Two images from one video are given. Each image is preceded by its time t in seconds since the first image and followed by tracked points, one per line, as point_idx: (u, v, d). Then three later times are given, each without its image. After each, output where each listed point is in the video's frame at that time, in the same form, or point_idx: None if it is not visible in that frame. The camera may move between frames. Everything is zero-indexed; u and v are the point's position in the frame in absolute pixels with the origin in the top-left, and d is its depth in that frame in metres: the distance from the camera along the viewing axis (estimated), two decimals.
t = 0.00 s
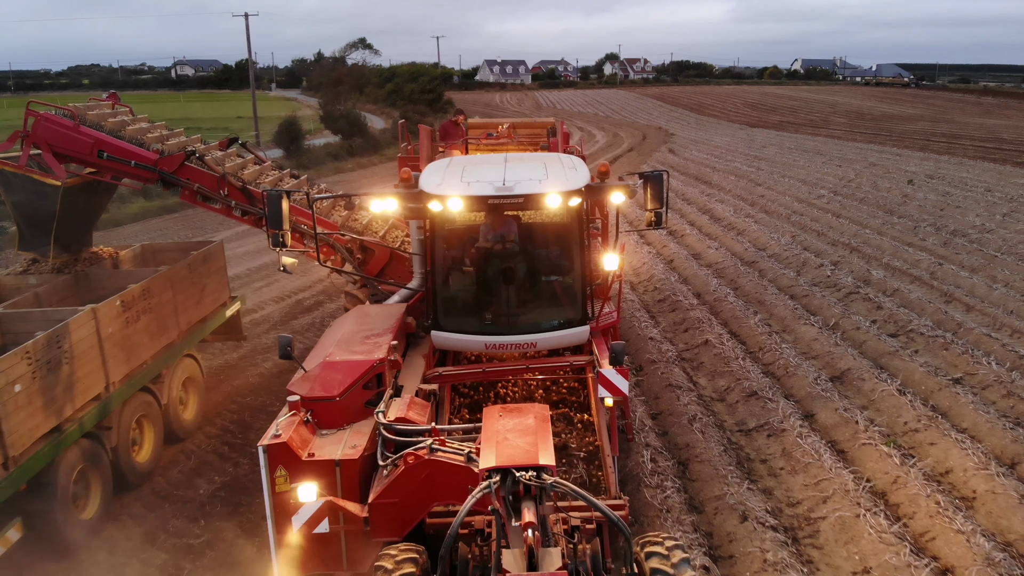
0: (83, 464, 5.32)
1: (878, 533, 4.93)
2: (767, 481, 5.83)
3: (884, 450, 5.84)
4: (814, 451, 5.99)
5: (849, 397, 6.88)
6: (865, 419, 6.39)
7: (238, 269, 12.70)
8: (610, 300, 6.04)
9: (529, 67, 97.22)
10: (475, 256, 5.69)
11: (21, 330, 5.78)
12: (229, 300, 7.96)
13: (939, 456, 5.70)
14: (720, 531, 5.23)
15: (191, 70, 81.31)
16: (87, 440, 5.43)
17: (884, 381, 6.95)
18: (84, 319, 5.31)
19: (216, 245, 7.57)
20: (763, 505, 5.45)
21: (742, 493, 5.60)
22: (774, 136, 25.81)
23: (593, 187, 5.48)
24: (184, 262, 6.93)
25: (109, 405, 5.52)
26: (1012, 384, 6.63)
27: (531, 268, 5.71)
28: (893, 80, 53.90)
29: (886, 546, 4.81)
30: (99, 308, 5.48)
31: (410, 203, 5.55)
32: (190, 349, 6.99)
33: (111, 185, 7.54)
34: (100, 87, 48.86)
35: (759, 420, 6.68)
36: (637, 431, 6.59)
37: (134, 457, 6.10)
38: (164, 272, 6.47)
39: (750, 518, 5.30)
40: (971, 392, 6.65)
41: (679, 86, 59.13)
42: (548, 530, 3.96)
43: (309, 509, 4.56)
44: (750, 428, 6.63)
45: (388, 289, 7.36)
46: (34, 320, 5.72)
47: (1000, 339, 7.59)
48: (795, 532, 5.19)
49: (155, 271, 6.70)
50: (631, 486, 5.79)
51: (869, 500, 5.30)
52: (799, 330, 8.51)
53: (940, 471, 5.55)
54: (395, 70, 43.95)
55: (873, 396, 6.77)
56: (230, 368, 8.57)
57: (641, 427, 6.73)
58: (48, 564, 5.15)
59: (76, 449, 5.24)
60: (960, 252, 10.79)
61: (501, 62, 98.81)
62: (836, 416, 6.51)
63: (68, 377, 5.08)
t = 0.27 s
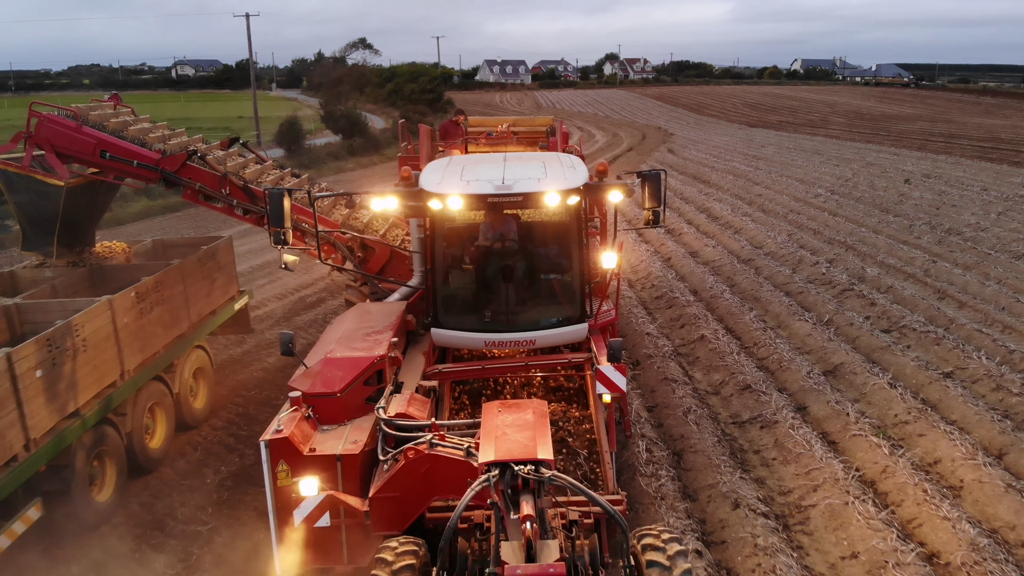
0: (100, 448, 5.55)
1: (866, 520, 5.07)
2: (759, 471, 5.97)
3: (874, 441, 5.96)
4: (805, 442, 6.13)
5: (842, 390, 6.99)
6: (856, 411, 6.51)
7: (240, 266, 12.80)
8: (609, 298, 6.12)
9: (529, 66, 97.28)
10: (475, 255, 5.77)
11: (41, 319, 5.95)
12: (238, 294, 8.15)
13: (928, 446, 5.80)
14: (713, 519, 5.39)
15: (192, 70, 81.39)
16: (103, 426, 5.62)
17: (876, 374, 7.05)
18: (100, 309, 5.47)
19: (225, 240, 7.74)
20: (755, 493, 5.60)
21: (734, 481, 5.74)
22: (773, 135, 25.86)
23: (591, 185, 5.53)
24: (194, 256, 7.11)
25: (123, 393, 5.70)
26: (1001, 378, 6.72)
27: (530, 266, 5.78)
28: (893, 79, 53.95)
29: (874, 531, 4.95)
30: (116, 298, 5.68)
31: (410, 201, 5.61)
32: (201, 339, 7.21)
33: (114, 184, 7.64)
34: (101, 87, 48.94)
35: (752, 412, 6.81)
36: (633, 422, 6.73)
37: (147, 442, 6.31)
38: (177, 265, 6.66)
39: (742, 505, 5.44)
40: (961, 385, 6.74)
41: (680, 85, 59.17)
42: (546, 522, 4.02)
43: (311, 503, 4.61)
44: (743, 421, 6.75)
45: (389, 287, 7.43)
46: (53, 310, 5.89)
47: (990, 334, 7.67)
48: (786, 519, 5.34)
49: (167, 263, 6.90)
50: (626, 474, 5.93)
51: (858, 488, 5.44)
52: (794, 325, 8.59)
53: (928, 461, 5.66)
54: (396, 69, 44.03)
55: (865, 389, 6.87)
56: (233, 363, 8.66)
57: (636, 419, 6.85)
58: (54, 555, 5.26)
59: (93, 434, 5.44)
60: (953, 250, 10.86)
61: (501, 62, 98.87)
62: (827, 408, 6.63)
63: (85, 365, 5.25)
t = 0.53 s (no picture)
0: (116, 435, 5.69)
1: (855, 509, 5.20)
2: (752, 462, 6.09)
3: (864, 433, 6.08)
4: (797, 434, 6.25)
5: (834, 384, 7.10)
6: (848, 404, 6.63)
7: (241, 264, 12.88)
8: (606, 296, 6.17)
9: (529, 66, 97.35)
10: (474, 252, 5.83)
11: (55, 312, 6.06)
12: (243, 290, 8.29)
13: (917, 438, 5.92)
14: (706, 507, 5.52)
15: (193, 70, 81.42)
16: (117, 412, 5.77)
17: (867, 368, 7.16)
18: (114, 301, 5.60)
19: (233, 236, 7.87)
20: (747, 482, 5.73)
21: (727, 471, 5.87)
22: (772, 135, 25.90)
23: (589, 183, 5.58)
24: (204, 251, 7.25)
25: (136, 381, 5.85)
26: (991, 371, 6.81)
27: (528, 264, 5.83)
28: (893, 79, 53.95)
29: (863, 519, 5.08)
30: (130, 290, 5.81)
31: (410, 200, 5.67)
32: (209, 332, 7.36)
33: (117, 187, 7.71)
34: (101, 87, 48.98)
35: (746, 405, 6.92)
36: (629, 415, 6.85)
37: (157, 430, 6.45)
38: (188, 259, 6.80)
39: (734, 494, 5.58)
40: (951, 379, 6.84)
41: (679, 86, 59.21)
42: (544, 515, 4.09)
43: (312, 497, 4.66)
44: (737, 413, 6.86)
45: (389, 285, 7.49)
46: (68, 302, 6.00)
47: (982, 330, 7.75)
48: (777, 507, 5.48)
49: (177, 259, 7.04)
50: (622, 463, 6.08)
51: (847, 478, 5.56)
52: (788, 321, 8.67)
53: (917, 452, 5.78)
54: (396, 69, 44.10)
55: (857, 383, 6.99)
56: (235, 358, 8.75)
57: (632, 412, 6.97)
58: (62, 543, 5.36)
59: (108, 420, 5.56)
60: (948, 247, 10.92)
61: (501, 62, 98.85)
62: (820, 401, 6.75)
63: (100, 354, 5.40)
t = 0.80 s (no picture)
0: (128, 422, 5.91)
1: (842, 494, 5.33)
2: (744, 451, 6.20)
3: (853, 423, 6.21)
4: (788, 424, 6.38)
5: (825, 377, 7.22)
6: (838, 395, 6.75)
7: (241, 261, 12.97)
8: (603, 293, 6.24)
9: (529, 66, 97.42)
10: (472, 250, 5.89)
11: (69, 303, 6.40)
12: (250, 285, 8.53)
13: (905, 429, 6.03)
14: (698, 493, 5.63)
15: (193, 70, 81.46)
16: (129, 399, 5.98)
17: (858, 362, 7.28)
18: (126, 293, 5.84)
19: (238, 233, 8.10)
20: (738, 470, 5.84)
21: (719, 459, 5.99)
22: (770, 135, 25.96)
23: (585, 182, 5.65)
24: (211, 247, 7.50)
25: (147, 371, 6.08)
26: (979, 365, 6.92)
27: (526, 262, 5.90)
28: (892, 79, 54.02)
29: (849, 504, 5.21)
30: (141, 283, 6.06)
31: (408, 198, 5.74)
32: (217, 325, 7.61)
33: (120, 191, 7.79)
34: (102, 88, 49.05)
35: (738, 397, 7.03)
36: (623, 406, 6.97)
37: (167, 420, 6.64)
38: (195, 254, 7.03)
39: (725, 481, 5.69)
40: (940, 372, 6.95)
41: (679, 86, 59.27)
42: (540, 506, 4.17)
43: (312, 490, 4.72)
44: (730, 405, 6.97)
45: (388, 282, 7.57)
46: (81, 293, 6.34)
47: (972, 325, 7.86)
48: (767, 494, 5.59)
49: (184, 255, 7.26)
50: (617, 449, 6.18)
51: (835, 465, 5.69)
52: (782, 317, 8.76)
53: (904, 442, 5.89)
54: (396, 69, 44.18)
55: (847, 376, 7.11)
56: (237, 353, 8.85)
57: (627, 403, 7.06)
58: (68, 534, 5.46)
59: (121, 407, 5.79)
60: (941, 245, 11.00)
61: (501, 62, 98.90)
62: (810, 393, 6.87)
63: (113, 343, 5.63)
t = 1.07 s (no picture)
0: (138, 412, 6.10)
1: (831, 483, 5.51)
2: (737, 441, 6.39)
3: (843, 414, 6.38)
4: (779, 416, 6.57)
5: (817, 370, 7.38)
6: (829, 388, 6.92)
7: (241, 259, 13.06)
8: (601, 291, 6.30)
9: (529, 66, 97.53)
10: (472, 248, 5.95)
11: (81, 297, 6.65)
12: (255, 280, 8.72)
13: (894, 420, 6.18)
14: (691, 481, 5.83)
15: (194, 70, 81.57)
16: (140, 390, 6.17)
17: (849, 356, 7.42)
18: (138, 287, 6.03)
19: (244, 231, 8.29)
20: (731, 459, 6.03)
21: (712, 449, 6.18)
22: (769, 134, 26.03)
23: (583, 180, 5.72)
24: (218, 242, 7.69)
25: (157, 362, 6.27)
26: (968, 359, 7.04)
27: (524, 260, 5.96)
28: (892, 79, 54.05)
29: (838, 492, 5.39)
30: (151, 277, 6.24)
31: (408, 196, 5.81)
32: (224, 319, 7.80)
33: (123, 192, 7.83)
34: (103, 88, 49.15)
35: (732, 390, 7.22)
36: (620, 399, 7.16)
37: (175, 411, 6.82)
38: (203, 250, 7.23)
39: (718, 469, 5.90)
40: (930, 366, 7.07)
41: (679, 86, 59.34)
42: (538, 499, 4.25)
43: (314, 483, 4.82)
44: (724, 398, 7.16)
45: (388, 280, 7.65)
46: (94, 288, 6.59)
47: (963, 320, 7.96)
48: (759, 483, 5.79)
49: (192, 251, 7.44)
50: (614, 438, 6.37)
51: (825, 455, 5.87)
52: (776, 313, 8.87)
53: (893, 433, 6.05)
54: (397, 70, 44.26)
55: (839, 370, 7.26)
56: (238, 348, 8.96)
57: (624, 396, 7.24)
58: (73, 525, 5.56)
59: (132, 398, 5.98)
60: (935, 243, 11.07)
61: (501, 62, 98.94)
62: (802, 386, 7.03)
63: (125, 335, 5.83)
